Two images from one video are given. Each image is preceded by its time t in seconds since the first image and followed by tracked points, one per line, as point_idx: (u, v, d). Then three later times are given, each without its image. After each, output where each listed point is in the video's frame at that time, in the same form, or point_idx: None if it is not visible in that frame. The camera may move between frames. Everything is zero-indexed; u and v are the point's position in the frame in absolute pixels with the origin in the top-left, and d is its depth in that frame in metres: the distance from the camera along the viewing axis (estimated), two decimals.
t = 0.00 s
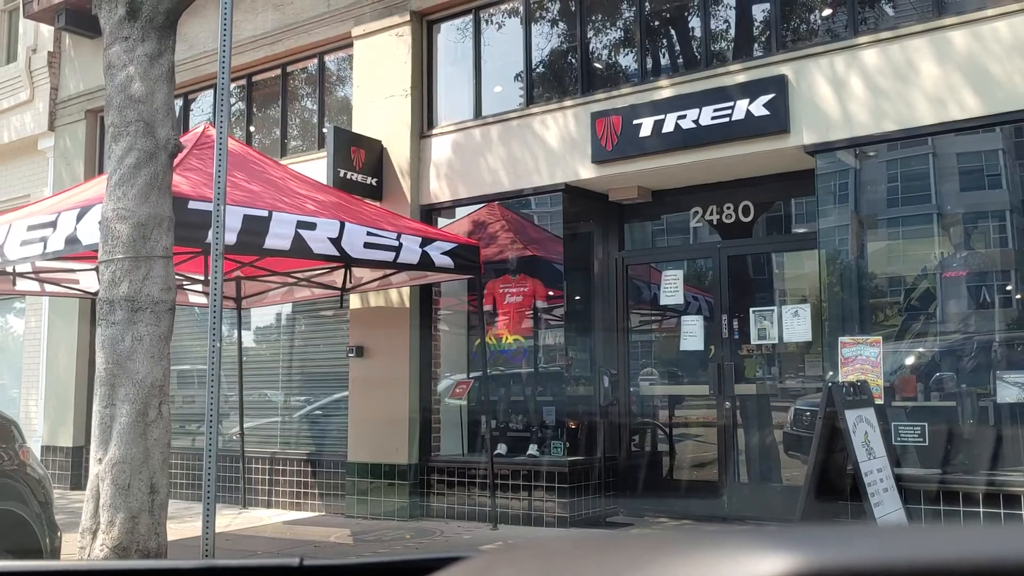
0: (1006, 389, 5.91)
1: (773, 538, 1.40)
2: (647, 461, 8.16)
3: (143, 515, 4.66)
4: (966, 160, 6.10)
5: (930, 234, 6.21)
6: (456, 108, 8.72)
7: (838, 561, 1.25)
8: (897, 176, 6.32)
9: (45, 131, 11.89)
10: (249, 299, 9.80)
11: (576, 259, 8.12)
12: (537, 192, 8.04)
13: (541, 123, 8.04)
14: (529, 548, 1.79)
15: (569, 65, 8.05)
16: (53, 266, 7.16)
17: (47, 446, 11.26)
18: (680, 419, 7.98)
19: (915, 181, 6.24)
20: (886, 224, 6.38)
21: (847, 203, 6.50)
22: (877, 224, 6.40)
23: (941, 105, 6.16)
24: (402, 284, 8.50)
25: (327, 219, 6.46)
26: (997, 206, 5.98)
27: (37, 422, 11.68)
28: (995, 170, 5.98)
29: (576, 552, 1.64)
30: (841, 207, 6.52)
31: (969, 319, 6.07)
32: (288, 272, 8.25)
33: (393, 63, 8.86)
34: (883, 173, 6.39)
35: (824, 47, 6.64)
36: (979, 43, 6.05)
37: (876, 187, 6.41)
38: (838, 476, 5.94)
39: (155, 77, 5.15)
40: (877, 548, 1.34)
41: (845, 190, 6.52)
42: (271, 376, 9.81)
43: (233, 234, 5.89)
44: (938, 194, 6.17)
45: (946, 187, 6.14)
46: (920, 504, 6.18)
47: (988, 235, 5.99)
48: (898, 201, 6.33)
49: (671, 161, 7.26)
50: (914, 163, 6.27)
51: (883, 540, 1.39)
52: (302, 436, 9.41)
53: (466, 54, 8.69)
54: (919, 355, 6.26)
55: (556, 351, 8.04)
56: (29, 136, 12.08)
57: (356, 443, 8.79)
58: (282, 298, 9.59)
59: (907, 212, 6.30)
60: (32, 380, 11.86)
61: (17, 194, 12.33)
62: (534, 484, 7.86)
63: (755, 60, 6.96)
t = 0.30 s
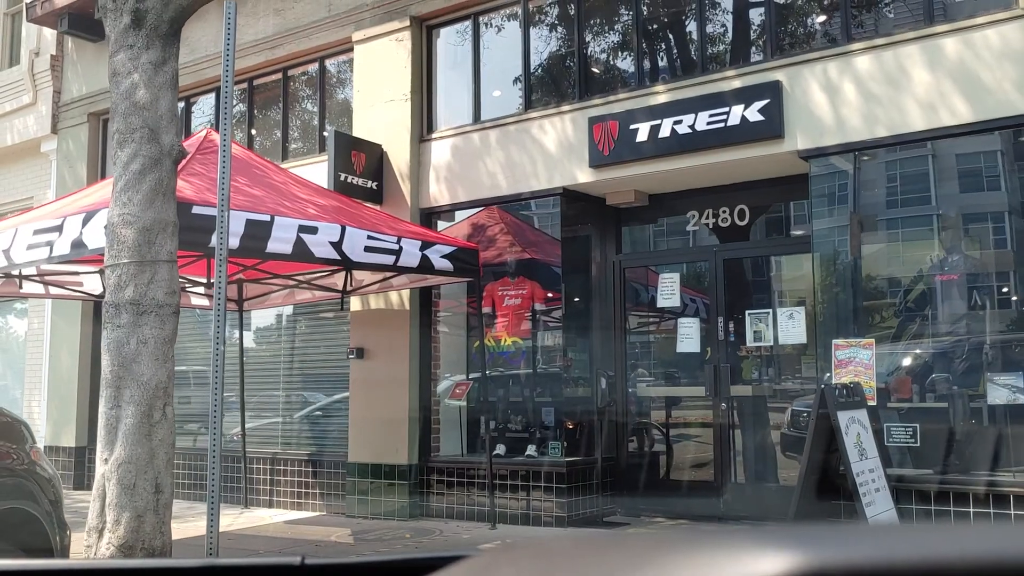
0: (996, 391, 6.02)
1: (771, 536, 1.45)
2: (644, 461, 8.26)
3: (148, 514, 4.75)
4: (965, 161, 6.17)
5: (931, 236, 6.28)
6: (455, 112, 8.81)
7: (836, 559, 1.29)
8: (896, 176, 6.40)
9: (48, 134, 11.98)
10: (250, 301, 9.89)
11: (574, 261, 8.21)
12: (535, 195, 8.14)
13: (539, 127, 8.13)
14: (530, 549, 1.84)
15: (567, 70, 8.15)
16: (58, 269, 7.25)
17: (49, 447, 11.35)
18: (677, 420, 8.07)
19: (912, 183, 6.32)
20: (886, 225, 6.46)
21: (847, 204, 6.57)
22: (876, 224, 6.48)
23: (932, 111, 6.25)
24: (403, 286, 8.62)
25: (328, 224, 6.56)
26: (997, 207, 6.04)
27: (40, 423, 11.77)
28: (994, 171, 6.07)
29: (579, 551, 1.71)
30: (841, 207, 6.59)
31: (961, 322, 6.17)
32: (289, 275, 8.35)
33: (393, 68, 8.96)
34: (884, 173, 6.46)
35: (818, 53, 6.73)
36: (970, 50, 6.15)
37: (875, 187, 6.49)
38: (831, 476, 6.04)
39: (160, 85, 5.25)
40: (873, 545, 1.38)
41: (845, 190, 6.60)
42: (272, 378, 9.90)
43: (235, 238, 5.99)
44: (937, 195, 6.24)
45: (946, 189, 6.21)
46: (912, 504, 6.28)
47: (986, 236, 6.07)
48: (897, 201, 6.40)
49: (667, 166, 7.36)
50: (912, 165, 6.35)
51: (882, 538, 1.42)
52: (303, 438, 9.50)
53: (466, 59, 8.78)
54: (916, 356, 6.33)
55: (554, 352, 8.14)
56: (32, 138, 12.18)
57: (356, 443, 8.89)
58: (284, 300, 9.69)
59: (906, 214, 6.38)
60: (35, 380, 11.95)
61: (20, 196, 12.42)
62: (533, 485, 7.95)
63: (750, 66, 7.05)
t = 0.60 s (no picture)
0: (988, 393, 6.09)
1: (767, 536, 1.48)
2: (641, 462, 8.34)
3: (152, 514, 4.83)
4: (964, 160, 6.23)
5: (928, 238, 6.36)
6: (454, 116, 8.89)
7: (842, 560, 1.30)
8: (895, 176, 6.47)
9: (50, 136, 12.06)
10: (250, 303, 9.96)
11: (572, 264, 8.29)
12: (534, 198, 8.22)
13: (538, 131, 8.22)
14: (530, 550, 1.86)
15: (565, 75, 8.23)
16: (62, 272, 7.34)
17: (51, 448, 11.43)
18: (674, 421, 8.15)
19: (910, 185, 6.41)
20: (886, 226, 6.54)
21: (847, 205, 6.64)
22: (876, 225, 6.55)
23: (925, 117, 6.34)
24: (402, 288, 8.71)
25: (329, 227, 6.64)
26: (996, 208, 6.08)
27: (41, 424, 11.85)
28: (993, 173, 6.11)
29: (578, 552, 1.73)
30: (841, 208, 6.66)
31: (953, 325, 6.26)
32: (290, 277, 8.42)
33: (393, 72, 9.04)
34: (884, 174, 6.53)
35: (813, 59, 6.82)
36: (962, 56, 6.23)
37: (875, 187, 6.56)
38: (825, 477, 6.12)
39: (163, 90, 5.33)
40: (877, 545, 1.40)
41: (844, 191, 6.66)
42: (272, 378, 9.98)
43: (238, 242, 6.07)
44: (937, 197, 6.31)
45: (945, 190, 6.28)
46: (904, 504, 6.36)
47: (982, 238, 6.14)
48: (897, 202, 6.46)
49: (664, 170, 7.44)
50: (911, 167, 6.41)
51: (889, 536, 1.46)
52: (303, 439, 9.59)
53: (465, 63, 8.86)
54: (912, 358, 6.39)
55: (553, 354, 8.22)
56: (34, 141, 12.26)
57: (357, 444, 8.97)
58: (284, 302, 9.76)
59: (905, 215, 6.45)
60: (37, 381, 12.03)
61: (22, 199, 12.50)
62: (531, 485, 8.04)
63: (746, 71, 7.14)
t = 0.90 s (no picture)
0: (980, 395, 6.16)
1: (762, 535, 1.70)
2: (639, 462, 8.42)
3: (155, 513, 4.91)
4: (963, 162, 6.29)
5: (922, 241, 6.42)
6: (454, 119, 8.97)
7: (838, 561, 1.44)
8: (895, 178, 6.53)
9: (52, 139, 12.13)
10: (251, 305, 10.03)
11: (570, 266, 8.36)
12: (533, 201, 8.29)
13: (536, 134, 8.29)
14: (535, 551, 1.98)
15: (563, 79, 8.30)
16: (65, 274, 7.41)
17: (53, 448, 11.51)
18: (672, 422, 8.23)
19: (909, 186, 6.48)
20: (885, 227, 6.60)
21: (847, 205, 6.71)
22: (875, 226, 6.61)
23: (919, 122, 6.41)
24: (402, 289, 8.79)
25: (329, 229, 6.71)
26: (996, 210, 6.13)
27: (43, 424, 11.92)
28: (992, 173, 6.18)
29: (585, 551, 1.84)
30: (841, 209, 6.73)
31: (946, 328, 6.33)
32: (291, 279, 8.50)
33: (393, 75, 9.12)
34: (883, 176, 6.59)
35: (809, 64, 6.89)
36: (955, 62, 6.30)
37: (875, 187, 6.62)
38: (819, 477, 6.20)
39: (166, 96, 5.42)
40: (867, 547, 1.53)
41: (844, 192, 6.73)
42: (273, 379, 10.06)
43: (239, 244, 6.15)
44: (937, 197, 6.36)
45: (945, 191, 6.33)
46: (897, 504, 6.43)
47: (980, 239, 6.19)
48: (896, 203, 6.52)
49: (661, 174, 7.51)
50: (911, 169, 6.48)
51: (877, 542, 1.59)
52: (303, 439, 9.66)
53: (465, 67, 8.94)
54: (911, 358, 6.44)
55: (551, 355, 8.30)
56: (36, 143, 12.33)
57: (357, 445, 9.05)
58: (285, 303, 9.83)
59: (906, 216, 6.49)
60: (39, 382, 12.09)
61: (24, 201, 12.58)
62: (530, 485, 8.12)
63: (742, 76, 7.21)
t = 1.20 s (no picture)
0: (970, 397, 6.26)
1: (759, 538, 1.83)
2: (635, 463, 8.52)
3: (161, 511, 5.02)
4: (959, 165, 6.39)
5: (915, 245, 6.55)
6: (453, 123, 9.08)
7: (829, 559, 1.61)
8: (894, 178, 6.63)
9: (55, 141, 12.24)
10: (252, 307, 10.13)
11: (568, 268, 8.48)
12: (531, 205, 8.41)
13: (534, 139, 8.40)
14: (536, 550, 2.13)
15: (561, 84, 8.42)
16: (69, 277, 7.52)
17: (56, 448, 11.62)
18: (668, 422, 8.34)
19: (907, 188, 6.58)
20: (884, 227, 6.71)
21: (846, 205, 6.81)
22: (875, 226, 6.71)
23: (910, 128, 6.52)
24: (402, 292, 8.91)
25: (330, 233, 6.82)
26: (995, 211, 6.24)
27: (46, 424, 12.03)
28: (990, 175, 6.28)
29: (585, 551, 2.01)
30: (841, 208, 6.84)
31: (937, 330, 6.44)
32: (292, 281, 8.61)
33: (393, 80, 9.23)
34: (880, 177, 6.70)
35: (802, 71, 7.01)
36: (945, 69, 6.42)
37: (874, 187, 6.73)
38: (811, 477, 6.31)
39: (171, 103, 5.53)
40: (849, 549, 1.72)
41: (843, 193, 6.84)
42: (273, 381, 10.17)
43: (242, 248, 6.26)
44: (937, 198, 6.44)
45: (944, 192, 6.42)
46: (888, 503, 6.54)
47: (977, 240, 6.30)
48: (895, 204, 6.62)
49: (657, 178, 7.63)
50: (909, 171, 6.58)
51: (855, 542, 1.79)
52: (304, 439, 9.77)
53: (464, 71, 9.05)
54: (907, 359, 6.55)
55: (549, 356, 8.41)
56: (39, 146, 12.44)
57: (357, 444, 9.16)
58: (287, 305, 9.92)
59: (906, 217, 6.59)
60: (41, 383, 12.20)
61: (27, 203, 12.70)
62: (528, 485, 8.24)
63: (737, 82, 7.33)
